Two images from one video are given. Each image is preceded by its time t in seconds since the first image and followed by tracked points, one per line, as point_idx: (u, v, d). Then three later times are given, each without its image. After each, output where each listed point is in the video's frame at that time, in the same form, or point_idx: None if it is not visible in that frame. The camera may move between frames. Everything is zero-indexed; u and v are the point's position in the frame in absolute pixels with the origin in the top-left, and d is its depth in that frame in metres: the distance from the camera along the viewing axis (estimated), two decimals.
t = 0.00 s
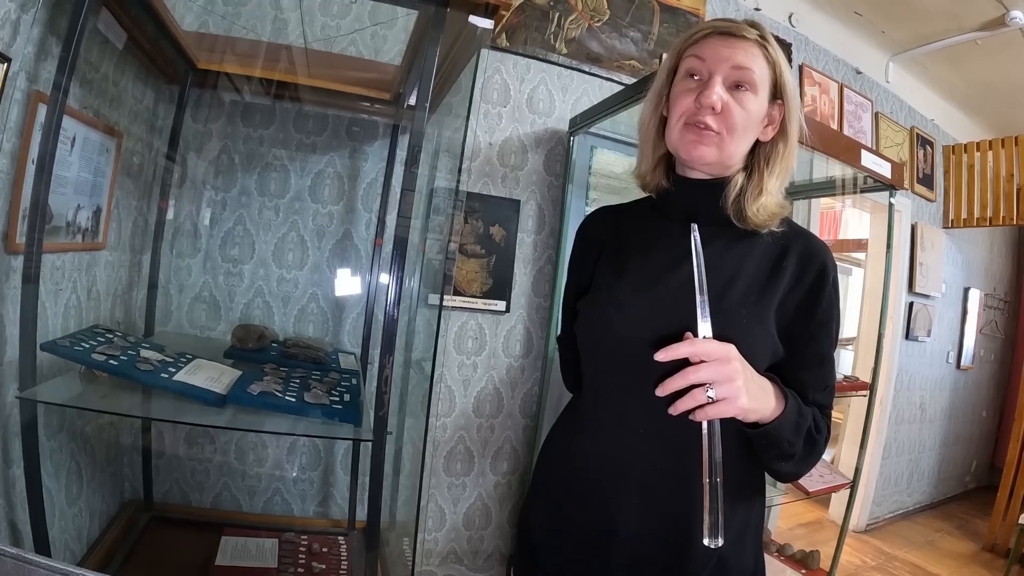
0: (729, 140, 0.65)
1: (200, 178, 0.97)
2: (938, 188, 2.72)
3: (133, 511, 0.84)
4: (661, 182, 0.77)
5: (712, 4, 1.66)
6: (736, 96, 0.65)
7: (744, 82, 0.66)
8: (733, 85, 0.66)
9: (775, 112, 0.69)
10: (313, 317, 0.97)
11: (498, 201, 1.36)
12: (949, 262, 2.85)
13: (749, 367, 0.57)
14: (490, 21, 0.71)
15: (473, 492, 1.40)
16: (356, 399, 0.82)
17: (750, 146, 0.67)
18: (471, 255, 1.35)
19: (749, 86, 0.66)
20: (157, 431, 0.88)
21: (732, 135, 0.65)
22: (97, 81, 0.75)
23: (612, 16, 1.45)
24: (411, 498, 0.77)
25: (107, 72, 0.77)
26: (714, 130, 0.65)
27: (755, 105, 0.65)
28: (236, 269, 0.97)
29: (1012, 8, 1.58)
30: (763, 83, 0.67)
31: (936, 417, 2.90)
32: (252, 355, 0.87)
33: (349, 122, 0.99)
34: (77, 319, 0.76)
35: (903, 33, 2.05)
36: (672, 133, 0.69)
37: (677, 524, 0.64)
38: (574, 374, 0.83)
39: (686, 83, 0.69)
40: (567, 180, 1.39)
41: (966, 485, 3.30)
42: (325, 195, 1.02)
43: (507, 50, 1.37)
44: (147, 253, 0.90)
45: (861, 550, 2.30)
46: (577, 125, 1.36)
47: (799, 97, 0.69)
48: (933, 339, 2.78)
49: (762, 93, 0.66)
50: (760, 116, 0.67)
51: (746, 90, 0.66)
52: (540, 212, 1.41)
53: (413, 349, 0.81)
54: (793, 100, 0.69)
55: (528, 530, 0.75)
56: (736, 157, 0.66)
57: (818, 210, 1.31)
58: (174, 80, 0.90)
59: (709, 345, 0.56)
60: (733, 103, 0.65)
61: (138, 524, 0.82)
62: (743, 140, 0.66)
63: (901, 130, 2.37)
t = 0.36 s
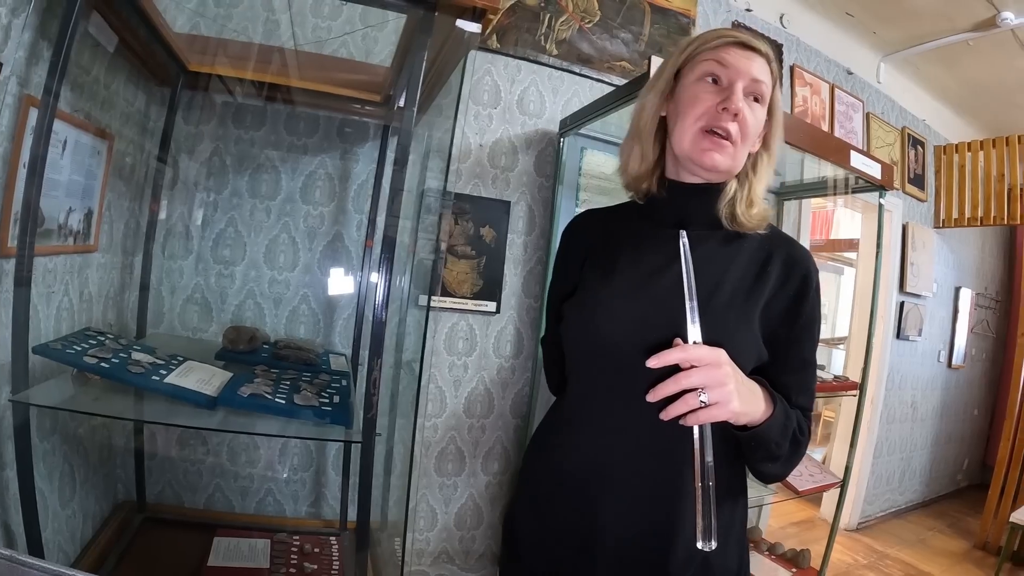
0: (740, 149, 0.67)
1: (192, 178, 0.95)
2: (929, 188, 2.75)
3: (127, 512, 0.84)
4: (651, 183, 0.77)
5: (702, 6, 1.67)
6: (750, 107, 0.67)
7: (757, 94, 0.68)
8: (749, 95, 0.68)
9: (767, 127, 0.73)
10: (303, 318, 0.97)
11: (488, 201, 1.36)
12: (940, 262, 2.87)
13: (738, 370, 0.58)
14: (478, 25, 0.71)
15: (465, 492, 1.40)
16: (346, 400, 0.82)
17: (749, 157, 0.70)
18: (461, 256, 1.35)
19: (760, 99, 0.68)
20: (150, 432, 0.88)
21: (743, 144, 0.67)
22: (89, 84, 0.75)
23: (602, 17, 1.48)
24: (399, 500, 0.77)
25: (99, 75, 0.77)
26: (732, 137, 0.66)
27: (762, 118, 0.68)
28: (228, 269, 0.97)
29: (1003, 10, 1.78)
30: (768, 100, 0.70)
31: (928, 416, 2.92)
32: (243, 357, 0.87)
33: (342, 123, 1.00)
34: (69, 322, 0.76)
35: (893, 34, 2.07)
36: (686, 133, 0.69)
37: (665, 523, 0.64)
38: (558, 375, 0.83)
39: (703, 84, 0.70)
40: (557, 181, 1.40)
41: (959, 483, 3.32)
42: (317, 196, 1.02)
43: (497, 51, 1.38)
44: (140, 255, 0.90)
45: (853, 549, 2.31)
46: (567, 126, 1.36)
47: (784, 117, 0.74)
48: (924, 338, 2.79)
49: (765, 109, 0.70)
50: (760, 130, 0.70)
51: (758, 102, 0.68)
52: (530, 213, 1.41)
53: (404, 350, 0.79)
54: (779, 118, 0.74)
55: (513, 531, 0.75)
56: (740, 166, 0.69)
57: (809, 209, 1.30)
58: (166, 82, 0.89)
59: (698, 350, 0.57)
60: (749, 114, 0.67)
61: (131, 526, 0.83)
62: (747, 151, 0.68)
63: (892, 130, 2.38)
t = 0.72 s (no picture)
0: (739, 150, 0.69)
1: (179, 177, 0.95)
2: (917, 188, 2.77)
3: (115, 512, 0.83)
4: (640, 183, 0.75)
5: (690, 6, 1.68)
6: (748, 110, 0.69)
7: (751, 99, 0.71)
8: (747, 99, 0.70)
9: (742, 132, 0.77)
10: (291, 317, 0.97)
11: (475, 200, 1.36)
12: (929, 261, 2.89)
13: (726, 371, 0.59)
14: (461, 25, 0.71)
15: (452, 491, 1.40)
16: (331, 399, 0.81)
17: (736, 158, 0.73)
18: (448, 254, 1.35)
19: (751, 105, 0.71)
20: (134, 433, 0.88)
21: (740, 146, 0.69)
22: (75, 83, 0.74)
23: (590, 16, 1.48)
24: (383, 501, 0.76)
25: (85, 74, 0.75)
26: (736, 138, 0.68)
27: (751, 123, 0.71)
28: (215, 269, 0.97)
29: (992, 11, 1.86)
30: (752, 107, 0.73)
31: (917, 413, 2.95)
32: (229, 356, 0.86)
33: (329, 122, 1.02)
34: (56, 321, 0.75)
35: (880, 34, 2.09)
36: (693, 136, 0.68)
37: (648, 520, 0.64)
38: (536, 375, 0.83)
39: (706, 82, 0.70)
40: (544, 180, 1.40)
41: (947, 481, 3.35)
42: (303, 195, 1.05)
43: (484, 50, 1.37)
44: (127, 254, 0.89)
45: (840, 546, 2.33)
46: (554, 125, 1.36)
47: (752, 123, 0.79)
48: (912, 337, 2.82)
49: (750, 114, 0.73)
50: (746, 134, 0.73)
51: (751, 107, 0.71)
52: (517, 211, 1.42)
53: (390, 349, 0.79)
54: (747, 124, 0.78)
55: (495, 530, 0.75)
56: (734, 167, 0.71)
57: (797, 208, 1.31)
58: (153, 81, 0.89)
59: (690, 353, 0.57)
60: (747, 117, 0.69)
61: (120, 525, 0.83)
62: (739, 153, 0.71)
63: (880, 130, 2.39)
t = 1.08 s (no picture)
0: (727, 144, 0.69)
1: (165, 170, 0.93)
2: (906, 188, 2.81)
3: (98, 510, 0.81)
4: (628, 180, 0.74)
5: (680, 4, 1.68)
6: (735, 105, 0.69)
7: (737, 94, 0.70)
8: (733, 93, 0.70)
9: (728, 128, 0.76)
10: (276, 312, 0.97)
11: (463, 196, 1.35)
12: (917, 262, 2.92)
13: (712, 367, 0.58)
14: (451, 17, 0.69)
15: (439, 489, 1.40)
16: (315, 396, 0.80)
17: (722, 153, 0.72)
18: (436, 250, 1.35)
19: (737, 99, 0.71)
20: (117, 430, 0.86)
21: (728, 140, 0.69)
22: (61, 74, 0.72)
23: (581, 13, 1.48)
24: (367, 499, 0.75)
25: (71, 65, 0.73)
26: (724, 131, 0.67)
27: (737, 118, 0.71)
28: (202, 262, 0.96)
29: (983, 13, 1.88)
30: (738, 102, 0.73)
31: (904, 413, 2.97)
32: (213, 352, 0.84)
33: (317, 116, 0.99)
34: (40, 315, 0.71)
35: (871, 35, 2.11)
36: (680, 128, 0.67)
37: (635, 517, 0.65)
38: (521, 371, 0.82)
39: (693, 75, 0.69)
40: (533, 177, 1.39)
41: (934, 480, 3.38)
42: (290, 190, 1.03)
43: (474, 45, 1.37)
44: (112, 249, 0.87)
45: (828, 544, 2.34)
46: (544, 122, 1.36)
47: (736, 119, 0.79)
48: (900, 336, 2.84)
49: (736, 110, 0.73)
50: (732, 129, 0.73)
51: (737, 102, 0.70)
52: (505, 208, 1.41)
53: (376, 346, 0.79)
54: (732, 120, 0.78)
55: (479, 529, 0.74)
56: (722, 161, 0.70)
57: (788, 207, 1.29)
58: (139, 72, 0.87)
59: (676, 347, 0.56)
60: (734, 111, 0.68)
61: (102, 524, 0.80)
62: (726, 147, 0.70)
63: (870, 130, 2.41)
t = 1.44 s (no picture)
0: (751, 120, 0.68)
1: (152, 154, 0.90)
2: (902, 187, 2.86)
3: (80, 507, 0.78)
4: (649, 153, 0.72)
5: None
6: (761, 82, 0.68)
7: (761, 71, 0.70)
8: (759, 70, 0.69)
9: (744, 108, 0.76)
10: (264, 303, 0.94)
11: (461, 183, 1.33)
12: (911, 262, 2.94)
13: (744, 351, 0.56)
14: None
15: (432, 485, 1.37)
16: (309, 387, 0.75)
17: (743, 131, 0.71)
18: (432, 239, 1.33)
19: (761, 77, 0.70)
20: (104, 421, 0.82)
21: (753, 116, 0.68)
22: (45, 47, 0.66)
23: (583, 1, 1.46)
24: (365, 494, 0.72)
25: (57, 39, 0.68)
26: (751, 107, 0.66)
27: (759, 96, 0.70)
28: (188, 250, 0.94)
29: (983, 12, 1.90)
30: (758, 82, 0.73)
31: (897, 412, 2.99)
32: (199, 343, 0.79)
33: (309, 101, 0.97)
34: (17, 299, 0.66)
35: (871, 32, 2.11)
36: (709, 100, 0.65)
37: (662, 512, 0.61)
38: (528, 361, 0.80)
39: (722, 48, 0.67)
40: (533, 165, 1.38)
41: (924, 479, 3.41)
42: (282, 173, 0.99)
43: (474, 30, 1.35)
44: (95, 234, 0.83)
45: (823, 543, 2.34)
46: (545, 109, 1.34)
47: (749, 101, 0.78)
48: (894, 335, 2.86)
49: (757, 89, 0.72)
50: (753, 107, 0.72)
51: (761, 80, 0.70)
52: (504, 196, 1.39)
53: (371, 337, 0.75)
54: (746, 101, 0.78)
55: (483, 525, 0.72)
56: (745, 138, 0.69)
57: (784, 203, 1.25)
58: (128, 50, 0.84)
59: (709, 330, 0.54)
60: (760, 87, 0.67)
61: (82, 522, 0.78)
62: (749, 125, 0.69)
63: (867, 129, 2.42)
